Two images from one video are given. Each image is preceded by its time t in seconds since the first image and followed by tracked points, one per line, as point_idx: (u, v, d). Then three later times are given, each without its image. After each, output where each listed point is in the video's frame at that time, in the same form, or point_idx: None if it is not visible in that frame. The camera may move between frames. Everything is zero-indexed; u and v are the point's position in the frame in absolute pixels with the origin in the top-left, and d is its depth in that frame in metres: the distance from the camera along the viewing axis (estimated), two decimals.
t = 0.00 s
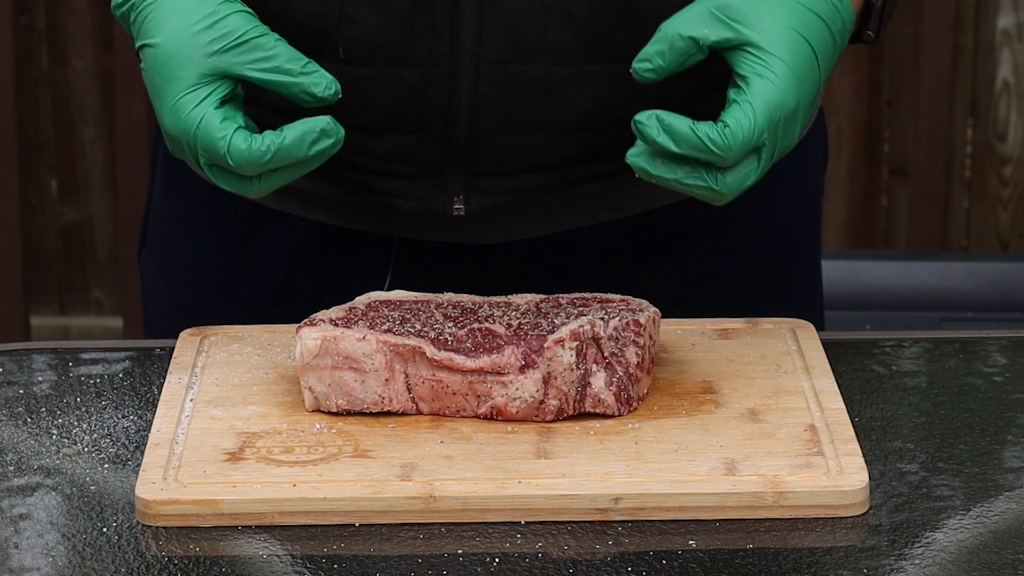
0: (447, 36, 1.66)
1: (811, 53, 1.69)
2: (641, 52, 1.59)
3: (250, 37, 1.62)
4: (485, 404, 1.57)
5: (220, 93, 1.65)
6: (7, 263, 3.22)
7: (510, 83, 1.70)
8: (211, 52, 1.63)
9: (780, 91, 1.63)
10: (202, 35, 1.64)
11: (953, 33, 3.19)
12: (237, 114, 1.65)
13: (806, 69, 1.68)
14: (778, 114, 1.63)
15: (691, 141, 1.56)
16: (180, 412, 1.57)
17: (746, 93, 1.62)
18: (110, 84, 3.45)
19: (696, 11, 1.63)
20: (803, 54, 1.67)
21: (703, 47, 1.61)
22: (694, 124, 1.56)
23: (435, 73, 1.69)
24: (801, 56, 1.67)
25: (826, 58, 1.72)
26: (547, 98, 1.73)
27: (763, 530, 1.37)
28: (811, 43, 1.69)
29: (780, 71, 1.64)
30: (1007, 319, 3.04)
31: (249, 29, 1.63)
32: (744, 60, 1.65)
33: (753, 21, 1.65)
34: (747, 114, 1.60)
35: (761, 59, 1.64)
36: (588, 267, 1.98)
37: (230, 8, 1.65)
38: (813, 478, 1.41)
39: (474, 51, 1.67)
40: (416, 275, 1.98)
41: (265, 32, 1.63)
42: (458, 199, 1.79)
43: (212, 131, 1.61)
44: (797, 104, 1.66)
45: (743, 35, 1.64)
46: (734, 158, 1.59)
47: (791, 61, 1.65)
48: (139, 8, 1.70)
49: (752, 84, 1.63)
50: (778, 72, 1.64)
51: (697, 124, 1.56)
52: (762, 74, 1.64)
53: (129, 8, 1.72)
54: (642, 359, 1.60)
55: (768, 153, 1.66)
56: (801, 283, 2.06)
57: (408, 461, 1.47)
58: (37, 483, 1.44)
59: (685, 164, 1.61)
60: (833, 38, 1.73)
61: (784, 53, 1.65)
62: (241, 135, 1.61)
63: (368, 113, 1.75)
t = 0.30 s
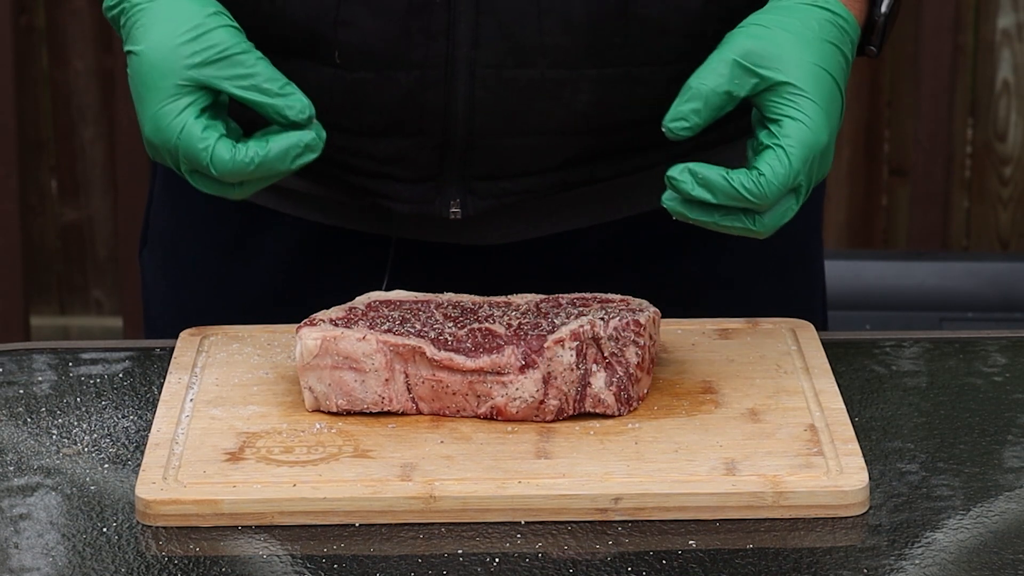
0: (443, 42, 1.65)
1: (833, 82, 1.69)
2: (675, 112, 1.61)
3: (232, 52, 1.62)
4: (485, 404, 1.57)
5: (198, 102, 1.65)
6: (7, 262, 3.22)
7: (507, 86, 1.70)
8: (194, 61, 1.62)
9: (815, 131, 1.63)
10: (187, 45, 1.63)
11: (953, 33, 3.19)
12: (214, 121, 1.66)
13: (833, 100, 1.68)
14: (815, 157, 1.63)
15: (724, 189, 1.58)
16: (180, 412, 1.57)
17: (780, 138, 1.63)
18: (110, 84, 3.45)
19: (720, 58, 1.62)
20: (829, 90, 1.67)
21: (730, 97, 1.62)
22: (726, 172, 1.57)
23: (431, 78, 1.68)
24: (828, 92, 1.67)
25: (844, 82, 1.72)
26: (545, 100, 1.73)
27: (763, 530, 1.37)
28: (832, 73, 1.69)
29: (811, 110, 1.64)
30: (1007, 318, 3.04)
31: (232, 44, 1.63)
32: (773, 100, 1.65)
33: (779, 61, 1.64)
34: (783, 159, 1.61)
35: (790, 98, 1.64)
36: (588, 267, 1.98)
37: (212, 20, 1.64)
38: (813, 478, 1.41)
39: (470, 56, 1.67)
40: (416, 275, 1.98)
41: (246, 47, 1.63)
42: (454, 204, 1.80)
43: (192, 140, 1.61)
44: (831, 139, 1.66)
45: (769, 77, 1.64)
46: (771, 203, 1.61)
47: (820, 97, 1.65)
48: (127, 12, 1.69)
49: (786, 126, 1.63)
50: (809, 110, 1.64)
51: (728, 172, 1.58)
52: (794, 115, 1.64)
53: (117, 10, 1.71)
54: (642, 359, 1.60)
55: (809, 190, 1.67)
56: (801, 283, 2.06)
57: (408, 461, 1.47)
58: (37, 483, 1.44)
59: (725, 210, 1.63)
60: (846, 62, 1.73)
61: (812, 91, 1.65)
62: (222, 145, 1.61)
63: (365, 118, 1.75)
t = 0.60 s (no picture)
0: (442, 44, 1.65)
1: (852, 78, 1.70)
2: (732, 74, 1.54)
3: None
4: (485, 404, 1.57)
5: None
6: (7, 263, 3.22)
7: (506, 87, 1.70)
8: None
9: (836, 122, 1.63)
10: None
11: (953, 34, 3.22)
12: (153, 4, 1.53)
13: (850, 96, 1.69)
14: (828, 141, 1.62)
15: (727, 164, 1.55)
16: (180, 412, 1.57)
17: (797, 119, 1.62)
18: (110, 84, 3.45)
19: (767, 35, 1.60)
20: (849, 81, 1.68)
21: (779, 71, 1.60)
22: (728, 147, 1.55)
23: (430, 80, 1.68)
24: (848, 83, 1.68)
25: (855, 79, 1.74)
26: (544, 102, 1.73)
27: (763, 530, 1.37)
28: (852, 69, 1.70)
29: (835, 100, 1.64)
30: (1007, 318, 3.04)
31: None
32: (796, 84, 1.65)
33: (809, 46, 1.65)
34: (793, 140, 1.60)
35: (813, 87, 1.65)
36: (587, 267, 1.98)
37: None
38: (813, 478, 1.41)
39: (468, 58, 1.67)
40: (416, 275, 1.98)
41: None
42: (452, 206, 1.81)
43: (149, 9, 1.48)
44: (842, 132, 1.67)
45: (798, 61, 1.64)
46: (772, 177, 1.59)
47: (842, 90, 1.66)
48: None
49: (804, 110, 1.63)
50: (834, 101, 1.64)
51: (730, 147, 1.55)
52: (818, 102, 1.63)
53: None
54: (642, 359, 1.60)
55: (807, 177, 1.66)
56: (800, 282, 2.06)
57: (408, 461, 1.47)
58: (37, 483, 1.44)
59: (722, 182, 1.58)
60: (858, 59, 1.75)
61: (837, 82, 1.65)
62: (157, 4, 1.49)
63: (363, 120, 1.74)
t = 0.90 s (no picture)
0: (442, 44, 1.65)
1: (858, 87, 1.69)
2: (722, 111, 1.55)
3: None
4: (485, 404, 1.57)
5: None
6: (7, 262, 3.22)
7: (505, 88, 1.70)
8: None
9: (842, 137, 1.63)
10: None
11: (953, 34, 3.22)
12: None
13: (857, 106, 1.68)
14: (835, 157, 1.62)
15: (732, 185, 1.57)
16: (180, 412, 1.57)
17: (802, 136, 1.62)
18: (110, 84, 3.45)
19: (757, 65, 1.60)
20: (856, 94, 1.67)
21: (770, 104, 1.60)
22: (734, 163, 1.57)
23: (430, 80, 1.68)
24: (854, 96, 1.67)
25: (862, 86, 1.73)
26: (544, 102, 1.73)
27: (763, 530, 1.37)
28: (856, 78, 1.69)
29: (841, 114, 1.63)
30: (1007, 318, 3.04)
31: None
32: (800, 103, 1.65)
33: (809, 66, 1.64)
34: (801, 159, 1.60)
35: (818, 103, 1.64)
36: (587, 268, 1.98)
37: None
38: (813, 478, 1.41)
39: (469, 58, 1.67)
40: (416, 275, 1.98)
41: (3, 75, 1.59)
42: (452, 206, 1.81)
43: None
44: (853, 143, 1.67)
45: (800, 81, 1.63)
46: (780, 195, 1.60)
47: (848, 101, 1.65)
48: None
49: (810, 128, 1.63)
50: (839, 115, 1.63)
51: (737, 163, 1.57)
52: (823, 118, 1.63)
53: None
54: (642, 359, 1.60)
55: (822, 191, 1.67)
56: (800, 282, 2.06)
57: (408, 461, 1.47)
58: (37, 483, 1.44)
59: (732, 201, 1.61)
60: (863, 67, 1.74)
61: (842, 95, 1.64)
62: None
63: (363, 121, 1.74)
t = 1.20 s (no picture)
0: (441, 43, 1.66)
1: (857, 80, 1.69)
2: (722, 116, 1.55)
3: None
4: (485, 404, 1.57)
5: None
6: (7, 262, 3.22)
7: (505, 87, 1.70)
8: None
9: (842, 131, 1.62)
10: None
11: (953, 34, 3.22)
12: None
13: (857, 99, 1.68)
14: (837, 152, 1.62)
15: (737, 187, 1.57)
16: (180, 412, 1.57)
17: (803, 134, 1.62)
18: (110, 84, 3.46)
19: (754, 66, 1.60)
20: (855, 89, 1.67)
21: (767, 104, 1.60)
22: (738, 166, 1.56)
23: (428, 80, 1.68)
24: (854, 90, 1.67)
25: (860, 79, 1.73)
26: (544, 102, 1.73)
27: (763, 529, 1.37)
28: (853, 72, 1.69)
29: (842, 109, 1.63)
30: (1007, 318, 3.04)
31: None
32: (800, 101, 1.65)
33: (807, 63, 1.64)
34: (804, 156, 1.60)
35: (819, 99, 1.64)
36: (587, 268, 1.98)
37: None
38: (813, 478, 1.41)
39: (467, 59, 1.67)
40: (416, 275, 1.98)
41: None
42: (452, 204, 1.80)
43: None
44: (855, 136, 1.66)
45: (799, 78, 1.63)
46: (785, 194, 1.60)
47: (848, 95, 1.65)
48: None
49: (811, 125, 1.62)
50: (839, 109, 1.63)
51: (740, 166, 1.56)
52: (824, 113, 1.63)
53: None
54: (642, 359, 1.60)
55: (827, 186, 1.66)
56: (800, 283, 2.06)
57: (408, 461, 1.47)
58: (37, 483, 1.44)
59: (737, 202, 1.60)
60: (860, 60, 1.74)
61: (841, 90, 1.64)
62: None
63: (363, 121, 1.74)
